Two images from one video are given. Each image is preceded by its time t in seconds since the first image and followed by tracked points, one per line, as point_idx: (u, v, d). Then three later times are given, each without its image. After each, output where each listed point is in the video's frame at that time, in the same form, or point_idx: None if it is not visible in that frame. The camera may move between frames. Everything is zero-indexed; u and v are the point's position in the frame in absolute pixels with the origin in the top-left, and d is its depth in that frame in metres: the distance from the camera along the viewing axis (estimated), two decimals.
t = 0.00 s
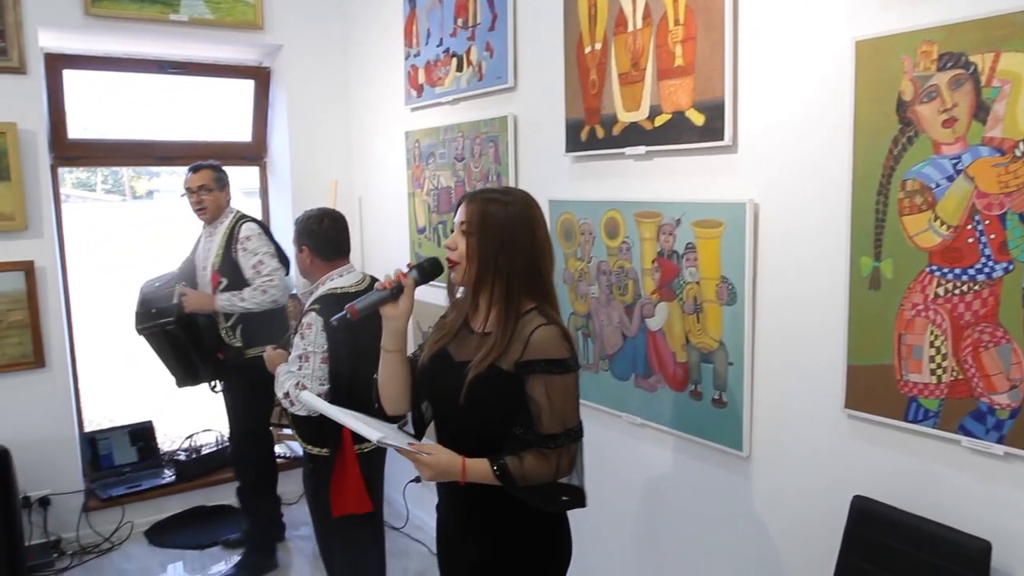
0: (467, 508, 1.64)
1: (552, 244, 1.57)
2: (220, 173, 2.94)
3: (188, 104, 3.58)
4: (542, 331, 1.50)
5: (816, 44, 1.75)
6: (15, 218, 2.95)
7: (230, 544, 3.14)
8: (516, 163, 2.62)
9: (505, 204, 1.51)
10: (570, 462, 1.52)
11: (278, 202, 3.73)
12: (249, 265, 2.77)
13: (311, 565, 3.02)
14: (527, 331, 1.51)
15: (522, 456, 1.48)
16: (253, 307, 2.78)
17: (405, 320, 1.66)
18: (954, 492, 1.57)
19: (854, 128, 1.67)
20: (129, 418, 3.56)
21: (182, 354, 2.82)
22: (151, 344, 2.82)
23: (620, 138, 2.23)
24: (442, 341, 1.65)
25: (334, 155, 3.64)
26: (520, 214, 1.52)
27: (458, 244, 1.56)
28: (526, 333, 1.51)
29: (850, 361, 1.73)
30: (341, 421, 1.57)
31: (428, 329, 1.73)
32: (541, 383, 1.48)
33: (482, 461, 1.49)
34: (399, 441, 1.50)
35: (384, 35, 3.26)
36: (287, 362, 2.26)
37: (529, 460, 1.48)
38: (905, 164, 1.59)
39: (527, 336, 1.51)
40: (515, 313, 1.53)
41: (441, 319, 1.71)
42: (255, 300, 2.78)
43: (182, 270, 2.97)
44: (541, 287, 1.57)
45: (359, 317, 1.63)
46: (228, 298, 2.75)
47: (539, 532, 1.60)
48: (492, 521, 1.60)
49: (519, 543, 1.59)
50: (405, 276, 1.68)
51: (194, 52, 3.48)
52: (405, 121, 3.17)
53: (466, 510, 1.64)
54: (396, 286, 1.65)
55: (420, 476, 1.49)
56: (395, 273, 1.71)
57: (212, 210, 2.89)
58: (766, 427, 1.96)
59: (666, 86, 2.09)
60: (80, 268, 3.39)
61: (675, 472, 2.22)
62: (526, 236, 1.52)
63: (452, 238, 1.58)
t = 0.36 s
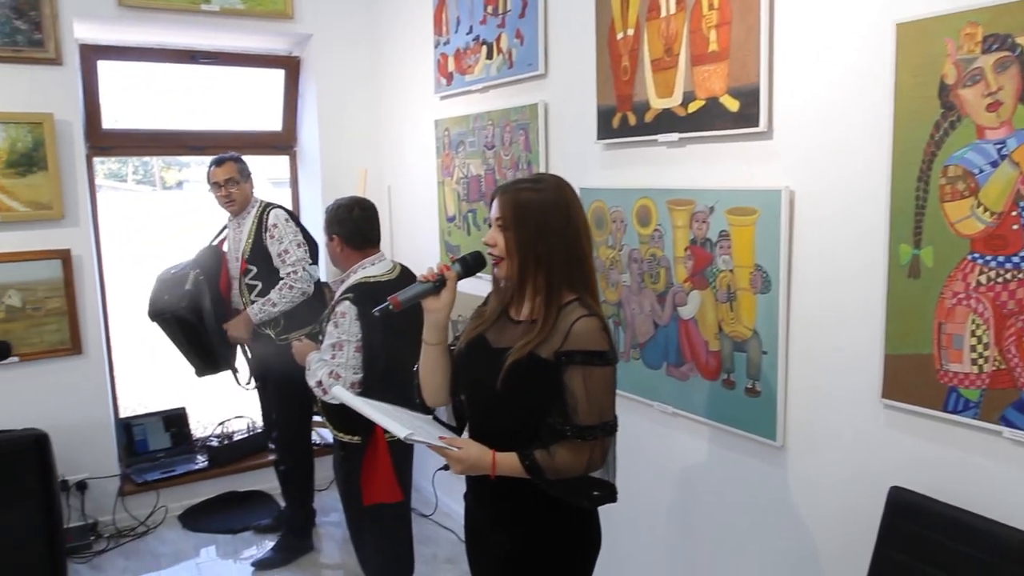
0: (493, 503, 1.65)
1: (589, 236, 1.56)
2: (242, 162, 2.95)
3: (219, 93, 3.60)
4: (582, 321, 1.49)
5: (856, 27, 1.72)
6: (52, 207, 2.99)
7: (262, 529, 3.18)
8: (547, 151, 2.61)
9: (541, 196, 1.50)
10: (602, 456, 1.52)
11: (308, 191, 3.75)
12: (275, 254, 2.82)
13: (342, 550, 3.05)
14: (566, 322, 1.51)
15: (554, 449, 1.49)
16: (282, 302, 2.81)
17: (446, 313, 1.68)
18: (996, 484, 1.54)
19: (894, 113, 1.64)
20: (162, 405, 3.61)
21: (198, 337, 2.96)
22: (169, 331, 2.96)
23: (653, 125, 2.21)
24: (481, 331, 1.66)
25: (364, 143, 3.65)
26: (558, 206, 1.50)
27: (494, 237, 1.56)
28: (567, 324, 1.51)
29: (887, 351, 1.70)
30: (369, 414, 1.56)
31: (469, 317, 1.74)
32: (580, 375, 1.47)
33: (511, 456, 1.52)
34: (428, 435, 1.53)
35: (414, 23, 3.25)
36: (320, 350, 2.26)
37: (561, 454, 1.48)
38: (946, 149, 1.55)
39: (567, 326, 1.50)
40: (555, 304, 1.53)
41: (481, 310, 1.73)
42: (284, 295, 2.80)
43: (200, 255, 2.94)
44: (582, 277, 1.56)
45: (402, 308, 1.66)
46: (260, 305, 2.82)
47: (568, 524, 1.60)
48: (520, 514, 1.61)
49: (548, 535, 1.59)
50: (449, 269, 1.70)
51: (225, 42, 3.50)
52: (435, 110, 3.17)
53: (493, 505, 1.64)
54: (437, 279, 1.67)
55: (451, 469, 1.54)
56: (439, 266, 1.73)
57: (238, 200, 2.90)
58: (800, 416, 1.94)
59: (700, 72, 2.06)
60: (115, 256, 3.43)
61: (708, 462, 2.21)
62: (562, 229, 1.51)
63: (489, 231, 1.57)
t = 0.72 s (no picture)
0: (514, 497, 1.66)
1: (616, 226, 1.55)
2: (255, 162, 2.95)
3: (243, 88, 3.63)
4: (608, 311, 1.48)
5: (887, 13, 1.69)
6: (80, 202, 3.03)
7: (287, 520, 3.21)
8: (570, 142, 2.60)
9: (568, 186, 1.49)
10: (628, 447, 1.50)
11: (331, 184, 3.77)
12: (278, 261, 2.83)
13: (366, 541, 3.07)
14: (591, 312, 1.50)
15: (578, 440, 1.48)
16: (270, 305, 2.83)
17: (470, 299, 1.69)
18: None
19: (925, 100, 1.62)
20: (188, 397, 3.65)
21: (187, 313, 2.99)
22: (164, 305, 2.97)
23: (678, 115, 2.20)
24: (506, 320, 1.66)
25: (387, 136, 3.66)
26: (585, 196, 1.49)
27: (521, 227, 1.56)
28: (591, 314, 1.50)
29: (916, 342, 1.68)
30: (391, 404, 1.55)
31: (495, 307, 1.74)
32: (604, 365, 1.47)
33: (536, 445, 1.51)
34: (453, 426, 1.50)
35: (436, 16, 3.26)
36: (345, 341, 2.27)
37: (585, 444, 1.48)
38: (979, 137, 1.53)
39: (593, 316, 1.49)
40: (580, 294, 1.52)
41: (507, 299, 1.72)
42: (276, 300, 2.82)
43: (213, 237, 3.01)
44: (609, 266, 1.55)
45: (426, 292, 1.65)
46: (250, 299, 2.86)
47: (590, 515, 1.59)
48: (539, 505, 1.61)
49: (570, 526, 1.59)
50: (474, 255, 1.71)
51: (249, 36, 3.52)
52: (457, 102, 3.17)
53: (514, 498, 1.66)
54: (462, 264, 1.68)
55: (476, 461, 1.52)
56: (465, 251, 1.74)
57: (246, 206, 2.91)
58: (827, 408, 1.92)
59: (726, 61, 2.04)
60: (142, 250, 3.47)
61: (733, 453, 2.20)
62: (588, 219, 1.50)
63: (515, 221, 1.57)
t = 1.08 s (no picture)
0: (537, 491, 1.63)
1: (626, 218, 1.45)
2: (289, 147, 3.00)
3: (264, 80, 3.64)
4: (608, 307, 1.41)
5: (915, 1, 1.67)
6: (104, 192, 3.06)
7: (307, 509, 3.24)
8: (591, 133, 2.59)
9: (569, 178, 1.42)
10: (633, 447, 1.44)
11: (351, 176, 3.78)
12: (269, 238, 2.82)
13: (385, 531, 3.09)
14: (592, 308, 1.43)
15: (581, 436, 1.44)
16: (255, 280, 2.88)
17: (485, 279, 1.67)
18: None
19: (954, 90, 1.60)
20: (209, 387, 3.69)
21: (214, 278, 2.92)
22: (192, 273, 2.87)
23: (700, 106, 2.18)
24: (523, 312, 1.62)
25: (407, 127, 3.66)
26: (586, 188, 1.41)
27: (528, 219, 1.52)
28: (592, 309, 1.43)
29: (942, 334, 1.66)
30: (391, 396, 1.56)
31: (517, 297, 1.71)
32: (604, 363, 1.40)
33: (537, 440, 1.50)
34: (455, 420, 1.51)
35: (457, 7, 3.25)
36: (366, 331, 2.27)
37: (587, 441, 1.44)
38: (1008, 127, 1.50)
39: (593, 312, 1.42)
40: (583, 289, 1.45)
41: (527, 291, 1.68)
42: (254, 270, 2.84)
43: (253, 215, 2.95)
44: (616, 260, 1.46)
45: (445, 272, 1.72)
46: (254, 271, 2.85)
47: (615, 513, 1.58)
48: (566, 499, 1.60)
49: (595, 522, 1.58)
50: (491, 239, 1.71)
51: (270, 28, 3.54)
52: (478, 93, 3.17)
53: (537, 491, 1.63)
54: (477, 246, 1.69)
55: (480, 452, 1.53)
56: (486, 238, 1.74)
57: (279, 187, 2.97)
58: (850, 400, 1.91)
59: (750, 51, 2.03)
60: (165, 241, 3.51)
61: (755, 446, 2.20)
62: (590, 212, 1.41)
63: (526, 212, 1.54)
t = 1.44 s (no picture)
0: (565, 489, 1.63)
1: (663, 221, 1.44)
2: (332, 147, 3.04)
3: (295, 77, 3.67)
4: (644, 306, 1.40)
5: None
6: (138, 188, 3.10)
7: (335, 504, 3.27)
8: (621, 131, 2.58)
9: (605, 178, 1.40)
10: (655, 449, 1.42)
11: (380, 172, 3.81)
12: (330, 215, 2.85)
13: (412, 527, 3.10)
14: (629, 307, 1.43)
15: (602, 433, 1.43)
16: (326, 264, 2.82)
17: (524, 286, 1.67)
18: None
19: (996, 88, 1.57)
20: (239, 381, 3.73)
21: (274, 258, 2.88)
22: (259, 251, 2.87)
23: (733, 104, 2.16)
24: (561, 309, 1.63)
25: (437, 125, 3.68)
26: (622, 187, 1.40)
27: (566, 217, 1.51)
28: (630, 307, 1.42)
29: (981, 336, 1.63)
30: (416, 373, 1.57)
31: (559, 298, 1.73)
32: (636, 361, 1.39)
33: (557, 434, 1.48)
34: (475, 406, 1.49)
35: (487, 5, 3.26)
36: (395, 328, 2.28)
37: (608, 439, 1.42)
38: None
39: (630, 310, 1.42)
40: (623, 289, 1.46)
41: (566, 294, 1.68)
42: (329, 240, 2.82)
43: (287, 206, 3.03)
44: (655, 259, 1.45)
45: (485, 276, 1.71)
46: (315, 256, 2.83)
47: (637, 516, 1.56)
48: (591, 499, 1.58)
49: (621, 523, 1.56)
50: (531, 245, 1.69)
51: (301, 26, 3.56)
52: (507, 91, 3.17)
53: (564, 489, 1.63)
54: (516, 251, 1.69)
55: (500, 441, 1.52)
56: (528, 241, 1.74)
57: (308, 178, 3.02)
58: (885, 402, 1.88)
59: (784, 49, 2.00)
60: (197, 237, 3.55)
61: (786, 447, 2.18)
62: (627, 212, 1.41)
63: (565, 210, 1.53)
